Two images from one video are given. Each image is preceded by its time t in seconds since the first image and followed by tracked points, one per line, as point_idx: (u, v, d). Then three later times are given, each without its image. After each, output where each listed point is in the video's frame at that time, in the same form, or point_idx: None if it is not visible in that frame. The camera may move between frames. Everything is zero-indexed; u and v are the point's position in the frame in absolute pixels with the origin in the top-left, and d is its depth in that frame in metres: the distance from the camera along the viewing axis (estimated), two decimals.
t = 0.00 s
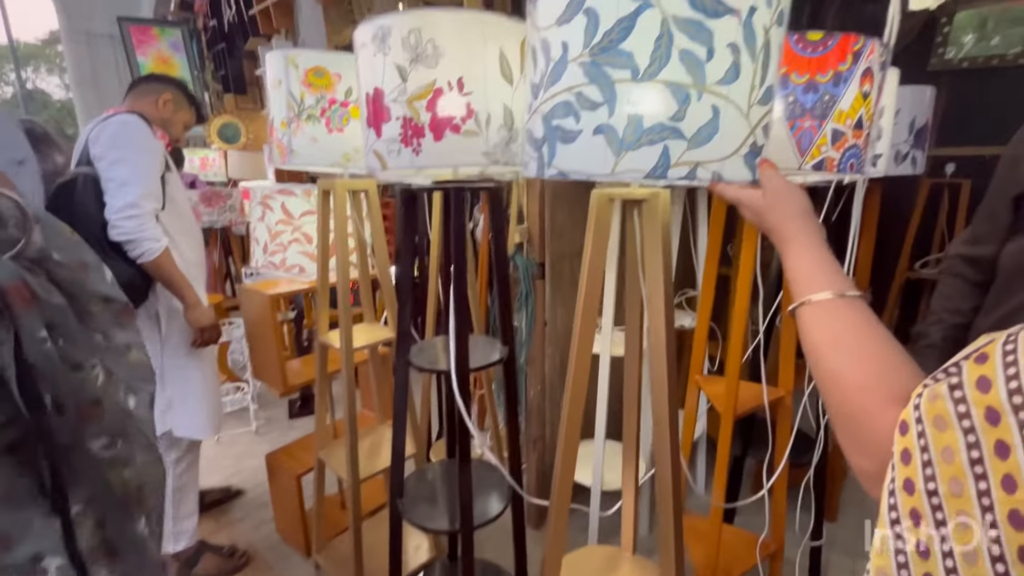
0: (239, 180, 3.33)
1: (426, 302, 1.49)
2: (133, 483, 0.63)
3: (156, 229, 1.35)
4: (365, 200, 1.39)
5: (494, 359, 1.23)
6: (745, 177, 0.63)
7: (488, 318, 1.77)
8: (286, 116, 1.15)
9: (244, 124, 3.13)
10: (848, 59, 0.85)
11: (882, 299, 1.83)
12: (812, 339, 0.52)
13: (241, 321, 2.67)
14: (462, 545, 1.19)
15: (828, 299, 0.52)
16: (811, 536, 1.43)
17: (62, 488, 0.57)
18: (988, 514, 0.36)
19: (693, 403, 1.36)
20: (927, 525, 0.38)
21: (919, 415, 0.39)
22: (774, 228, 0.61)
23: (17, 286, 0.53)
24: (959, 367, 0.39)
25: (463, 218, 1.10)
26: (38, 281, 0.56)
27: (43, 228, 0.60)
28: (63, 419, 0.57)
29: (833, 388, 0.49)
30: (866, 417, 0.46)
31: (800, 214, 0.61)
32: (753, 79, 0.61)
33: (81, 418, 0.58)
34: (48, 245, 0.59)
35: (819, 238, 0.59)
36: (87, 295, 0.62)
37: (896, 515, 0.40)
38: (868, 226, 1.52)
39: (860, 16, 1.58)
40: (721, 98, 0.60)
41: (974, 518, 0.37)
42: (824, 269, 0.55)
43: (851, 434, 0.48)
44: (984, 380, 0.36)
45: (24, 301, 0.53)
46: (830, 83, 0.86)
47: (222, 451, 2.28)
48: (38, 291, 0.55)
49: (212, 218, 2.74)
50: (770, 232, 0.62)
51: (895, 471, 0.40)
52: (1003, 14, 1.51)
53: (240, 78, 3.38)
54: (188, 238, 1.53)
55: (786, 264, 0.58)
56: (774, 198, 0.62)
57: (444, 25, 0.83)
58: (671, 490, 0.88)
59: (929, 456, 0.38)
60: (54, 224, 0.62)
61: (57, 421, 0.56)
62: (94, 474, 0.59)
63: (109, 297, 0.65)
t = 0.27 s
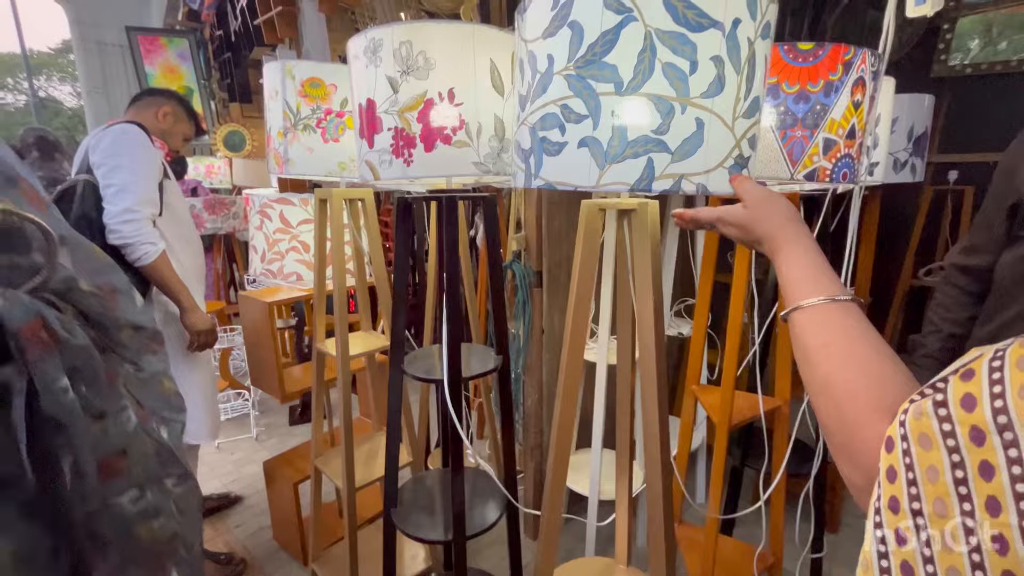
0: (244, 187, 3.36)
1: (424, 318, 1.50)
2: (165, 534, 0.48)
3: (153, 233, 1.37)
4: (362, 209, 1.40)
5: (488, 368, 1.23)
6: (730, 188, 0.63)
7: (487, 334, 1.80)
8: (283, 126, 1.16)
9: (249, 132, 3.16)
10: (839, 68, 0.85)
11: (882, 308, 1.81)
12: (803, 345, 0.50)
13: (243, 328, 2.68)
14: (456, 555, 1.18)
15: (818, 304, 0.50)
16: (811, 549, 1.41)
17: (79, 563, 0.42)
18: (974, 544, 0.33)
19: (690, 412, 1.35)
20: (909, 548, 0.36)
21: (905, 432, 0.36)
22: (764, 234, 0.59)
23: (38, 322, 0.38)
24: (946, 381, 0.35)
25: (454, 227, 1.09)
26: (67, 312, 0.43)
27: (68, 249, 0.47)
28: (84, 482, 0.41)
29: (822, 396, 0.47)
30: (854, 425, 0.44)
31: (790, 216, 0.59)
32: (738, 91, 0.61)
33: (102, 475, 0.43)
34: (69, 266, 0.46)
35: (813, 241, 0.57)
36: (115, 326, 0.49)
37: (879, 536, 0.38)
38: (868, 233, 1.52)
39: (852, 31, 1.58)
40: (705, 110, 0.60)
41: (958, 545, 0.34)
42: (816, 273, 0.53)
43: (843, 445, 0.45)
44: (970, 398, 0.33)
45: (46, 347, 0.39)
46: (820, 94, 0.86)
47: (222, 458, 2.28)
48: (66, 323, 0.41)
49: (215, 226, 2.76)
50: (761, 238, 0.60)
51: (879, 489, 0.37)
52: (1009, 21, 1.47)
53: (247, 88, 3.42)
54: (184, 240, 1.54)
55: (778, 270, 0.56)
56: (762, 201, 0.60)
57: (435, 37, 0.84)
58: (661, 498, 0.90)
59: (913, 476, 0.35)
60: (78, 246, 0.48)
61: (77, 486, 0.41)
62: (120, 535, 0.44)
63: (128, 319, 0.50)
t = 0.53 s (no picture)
0: (253, 190, 3.40)
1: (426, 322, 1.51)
2: None
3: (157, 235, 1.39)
4: (364, 211, 1.41)
5: (486, 369, 1.24)
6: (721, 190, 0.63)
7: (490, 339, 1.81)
8: (285, 130, 1.18)
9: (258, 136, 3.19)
10: (838, 69, 0.84)
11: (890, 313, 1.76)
12: (792, 344, 0.50)
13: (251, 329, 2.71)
14: (454, 557, 1.18)
15: (805, 302, 0.50)
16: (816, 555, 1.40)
17: None
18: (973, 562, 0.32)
19: (691, 415, 1.35)
20: (905, 565, 0.34)
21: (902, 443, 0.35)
22: (751, 232, 0.59)
23: (105, 363, 0.31)
24: (945, 389, 0.34)
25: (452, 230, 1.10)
26: (147, 349, 0.36)
27: (157, 273, 0.43)
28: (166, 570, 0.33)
29: (813, 396, 0.46)
30: (848, 429, 0.43)
31: (774, 214, 0.58)
32: (731, 93, 0.61)
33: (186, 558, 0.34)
34: (161, 295, 0.42)
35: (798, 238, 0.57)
36: (198, 370, 0.40)
37: (875, 551, 0.36)
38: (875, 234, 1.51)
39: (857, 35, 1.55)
40: (696, 113, 0.60)
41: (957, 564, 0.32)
42: (803, 270, 0.52)
43: (835, 445, 0.45)
44: (970, 408, 0.32)
45: (111, 396, 0.31)
46: (819, 95, 0.85)
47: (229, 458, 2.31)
48: (139, 367, 0.33)
49: (223, 228, 2.79)
50: (747, 236, 0.59)
51: (874, 502, 0.36)
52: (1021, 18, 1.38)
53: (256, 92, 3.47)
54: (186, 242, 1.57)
55: (764, 268, 0.56)
56: (747, 198, 0.59)
57: (432, 41, 0.84)
58: (658, 500, 0.90)
59: (909, 489, 0.34)
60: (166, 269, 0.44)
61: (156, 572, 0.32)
62: None
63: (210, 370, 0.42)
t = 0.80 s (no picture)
0: (262, 191, 3.43)
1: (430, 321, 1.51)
2: None
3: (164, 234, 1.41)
4: (369, 210, 1.42)
5: (487, 367, 1.24)
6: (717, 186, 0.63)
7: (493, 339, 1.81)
8: (290, 129, 1.19)
9: (266, 137, 3.22)
10: (841, 64, 0.83)
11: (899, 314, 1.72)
12: (786, 338, 0.49)
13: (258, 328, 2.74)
14: (457, 555, 1.18)
15: (797, 297, 0.49)
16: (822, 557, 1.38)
17: None
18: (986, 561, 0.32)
19: (695, 415, 1.34)
20: (915, 565, 0.35)
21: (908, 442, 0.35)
22: (742, 228, 0.58)
23: (152, 374, 0.39)
24: (953, 385, 0.34)
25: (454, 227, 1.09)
26: (203, 350, 0.46)
27: (226, 259, 0.52)
28: None
29: (809, 390, 0.46)
30: (847, 423, 0.43)
31: (764, 211, 0.59)
32: (730, 86, 0.61)
33: None
34: (233, 287, 0.52)
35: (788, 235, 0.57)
36: (271, 374, 0.53)
37: (883, 552, 0.37)
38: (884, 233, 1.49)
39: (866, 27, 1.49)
40: (695, 106, 0.59)
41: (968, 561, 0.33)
42: (794, 266, 0.52)
43: (834, 441, 0.44)
44: (978, 403, 0.32)
45: (161, 411, 0.39)
46: (822, 90, 0.84)
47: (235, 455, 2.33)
48: (189, 378, 0.42)
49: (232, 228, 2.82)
50: (738, 233, 0.59)
51: (881, 502, 0.36)
52: None
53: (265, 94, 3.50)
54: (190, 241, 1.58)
55: (755, 264, 0.55)
56: (739, 194, 0.59)
57: (434, 39, 0.85)
58: (659, 498, 0.90)
59: (916, 488, 0.35)
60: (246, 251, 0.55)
61: None
62: None
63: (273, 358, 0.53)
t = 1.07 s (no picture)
0: (269, 192, 3.46)
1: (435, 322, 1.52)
2: None
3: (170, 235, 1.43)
4: (374, 209, 1.42)
5: (491, 366, 1.24)
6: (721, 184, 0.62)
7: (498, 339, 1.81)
8: (297, 128, 1.20)
9: (274, 138, 3.25)
10: (847, 63, 0.83)
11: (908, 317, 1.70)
12: (791, 336, 0.49)
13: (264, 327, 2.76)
14: (460, 554, 1.18)
15: (801, 295, 0.49)
16: (829, 561, 1.36)
17: None
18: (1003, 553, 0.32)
19: (700, 415, 1.33)
20: (931, 562, 0.34)
21: (924, 438, 0.35)
22: (746, 227, 0.59)
23: (136, 431, 0.26)
24: (969, 378, 0.34)
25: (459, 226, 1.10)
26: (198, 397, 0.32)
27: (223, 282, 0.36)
28: None
29: (817, 388, 0.46)
30: (857, 419, 0.43)
31: (768, 207, 0.59)
32: (733, 84, 0.60)
33: None
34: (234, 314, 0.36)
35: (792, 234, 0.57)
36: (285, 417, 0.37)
37: (896, 550, 0.36)
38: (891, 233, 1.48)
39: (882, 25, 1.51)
40: (698, 104, 0.59)
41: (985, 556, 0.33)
42: (798, 264, 0.53)
43: (843, 437, 0.44)
44: (998, 397, 0.32)
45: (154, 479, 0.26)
46: (827, 88, 0.84)
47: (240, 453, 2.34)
48: (183, 431, 0.29)
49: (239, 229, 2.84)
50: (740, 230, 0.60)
51: (895, 499, 0.36)
52: None
53: (274, 96, 3.54)
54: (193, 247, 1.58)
55: (760, 263, 0.56)
56: (741, 191, 0.60)
57: (439, 38, 0.85)
58: (662, 498, 0.90)
59: (933, 483, 0.34)
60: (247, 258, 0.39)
61: None
62: None
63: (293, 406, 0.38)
